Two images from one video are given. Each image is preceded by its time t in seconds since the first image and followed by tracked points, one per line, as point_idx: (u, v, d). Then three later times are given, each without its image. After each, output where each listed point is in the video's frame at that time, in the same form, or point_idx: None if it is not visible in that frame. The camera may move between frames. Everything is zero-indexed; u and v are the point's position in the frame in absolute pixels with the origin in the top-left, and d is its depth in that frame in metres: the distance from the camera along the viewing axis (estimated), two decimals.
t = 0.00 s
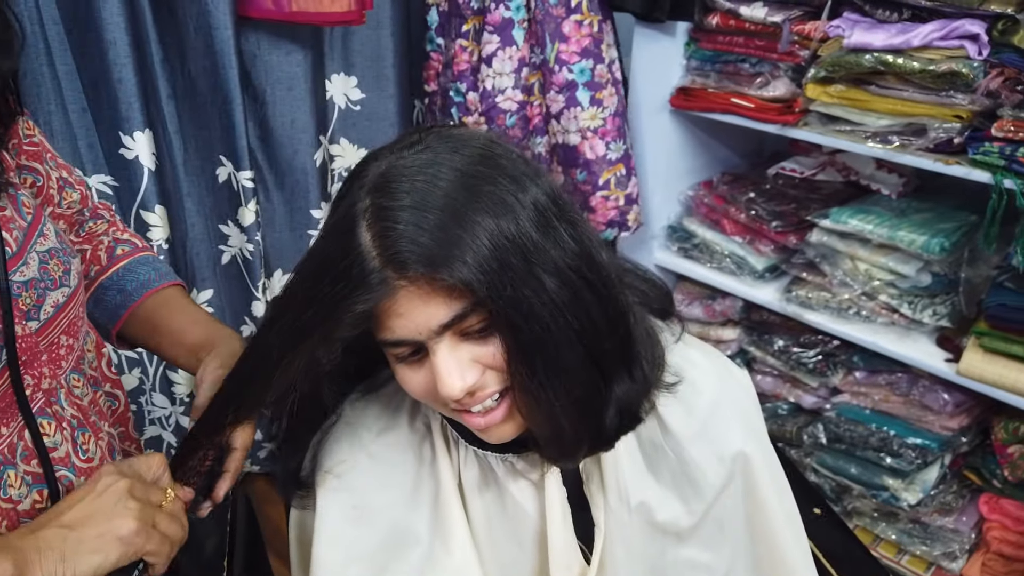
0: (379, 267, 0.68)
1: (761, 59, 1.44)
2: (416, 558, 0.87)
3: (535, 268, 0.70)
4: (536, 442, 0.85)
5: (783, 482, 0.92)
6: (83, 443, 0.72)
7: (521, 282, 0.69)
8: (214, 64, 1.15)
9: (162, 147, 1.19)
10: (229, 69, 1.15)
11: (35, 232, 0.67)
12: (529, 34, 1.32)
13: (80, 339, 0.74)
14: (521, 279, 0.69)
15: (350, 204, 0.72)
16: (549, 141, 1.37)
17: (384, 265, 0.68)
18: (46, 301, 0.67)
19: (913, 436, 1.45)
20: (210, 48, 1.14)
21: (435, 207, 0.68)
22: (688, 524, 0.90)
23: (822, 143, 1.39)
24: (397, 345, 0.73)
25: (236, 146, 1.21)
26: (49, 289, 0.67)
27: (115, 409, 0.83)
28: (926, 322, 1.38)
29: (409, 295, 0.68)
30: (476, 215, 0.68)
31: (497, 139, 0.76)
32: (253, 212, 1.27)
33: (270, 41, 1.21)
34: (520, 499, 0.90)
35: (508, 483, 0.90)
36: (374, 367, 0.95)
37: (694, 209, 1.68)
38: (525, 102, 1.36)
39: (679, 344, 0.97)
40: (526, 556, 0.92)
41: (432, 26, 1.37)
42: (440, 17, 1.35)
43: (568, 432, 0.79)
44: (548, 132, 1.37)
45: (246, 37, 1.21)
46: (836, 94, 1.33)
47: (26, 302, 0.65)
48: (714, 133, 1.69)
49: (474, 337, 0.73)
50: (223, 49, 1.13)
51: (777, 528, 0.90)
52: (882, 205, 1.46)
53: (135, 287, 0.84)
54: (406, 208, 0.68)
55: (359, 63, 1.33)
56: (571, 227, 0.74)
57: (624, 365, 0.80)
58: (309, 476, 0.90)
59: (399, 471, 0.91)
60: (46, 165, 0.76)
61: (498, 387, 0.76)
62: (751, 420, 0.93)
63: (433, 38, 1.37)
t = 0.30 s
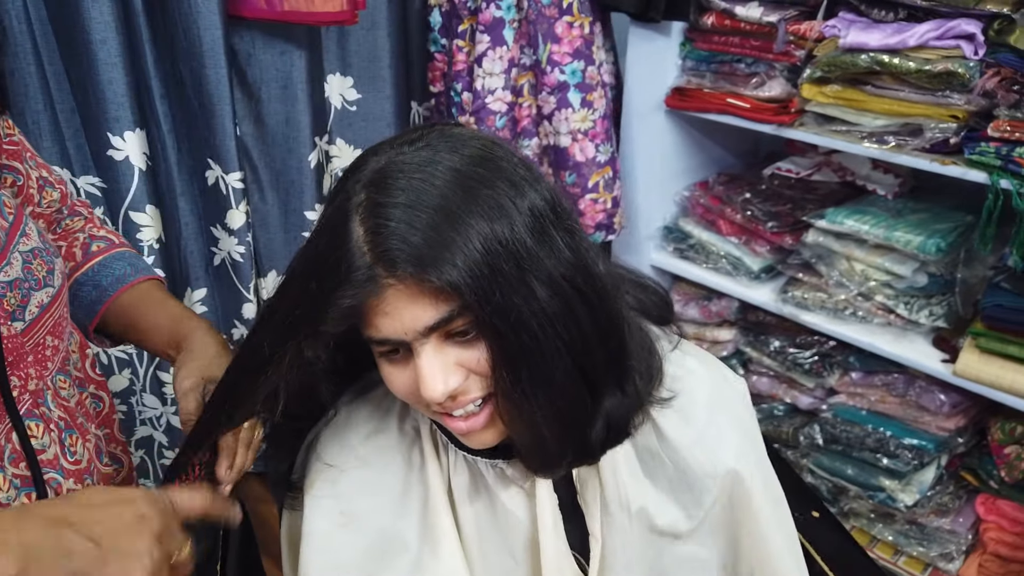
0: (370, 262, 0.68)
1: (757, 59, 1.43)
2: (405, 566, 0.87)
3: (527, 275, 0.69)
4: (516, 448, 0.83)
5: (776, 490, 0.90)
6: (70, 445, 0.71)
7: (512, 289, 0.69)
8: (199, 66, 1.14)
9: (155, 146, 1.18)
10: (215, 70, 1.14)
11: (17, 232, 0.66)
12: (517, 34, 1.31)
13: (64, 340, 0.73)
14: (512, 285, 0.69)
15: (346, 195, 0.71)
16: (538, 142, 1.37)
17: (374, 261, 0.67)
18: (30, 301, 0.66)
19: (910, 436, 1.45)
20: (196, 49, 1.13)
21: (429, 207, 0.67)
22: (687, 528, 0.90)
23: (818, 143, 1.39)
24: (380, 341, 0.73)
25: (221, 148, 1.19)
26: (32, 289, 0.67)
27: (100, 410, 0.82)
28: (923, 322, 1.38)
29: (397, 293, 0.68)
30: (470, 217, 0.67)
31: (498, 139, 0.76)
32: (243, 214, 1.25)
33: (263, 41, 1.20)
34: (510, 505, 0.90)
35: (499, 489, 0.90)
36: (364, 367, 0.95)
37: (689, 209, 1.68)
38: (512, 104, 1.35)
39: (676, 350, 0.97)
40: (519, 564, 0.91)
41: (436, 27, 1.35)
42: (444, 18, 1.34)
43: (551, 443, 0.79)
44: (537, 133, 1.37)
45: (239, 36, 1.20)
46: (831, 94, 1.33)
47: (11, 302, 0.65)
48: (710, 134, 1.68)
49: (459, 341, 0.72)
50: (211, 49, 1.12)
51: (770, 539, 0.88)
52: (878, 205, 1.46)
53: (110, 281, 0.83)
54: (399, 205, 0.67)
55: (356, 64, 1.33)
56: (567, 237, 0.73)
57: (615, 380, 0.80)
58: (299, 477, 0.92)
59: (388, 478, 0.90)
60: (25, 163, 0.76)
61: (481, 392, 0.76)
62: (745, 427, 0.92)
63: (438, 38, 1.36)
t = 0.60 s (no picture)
0: (358, 267, 0.67)
1: (751, 58, 1.43)
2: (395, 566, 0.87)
3: (516, 283, 0.69)
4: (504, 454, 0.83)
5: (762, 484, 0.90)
6: (58, 443, 0.71)
7: (502, 298, 0.69)
8: (197, 65, 1.14)
9: (151, 146, 1.18)
10: (212, 70, 1.13)
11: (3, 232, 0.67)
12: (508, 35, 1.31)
13: (49, 340, 0.74)
14: (500, 293, 0.69)
15: (337, 197, 0.71)
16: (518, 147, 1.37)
17: (363, 267, 0.67)
18: (17, 301, 0.67)
19: (905, 436, 1.45)
20: (193, 49, 1.13)
21: (418, 212, 0.67)
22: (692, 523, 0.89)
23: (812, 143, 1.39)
24: (368, 345, 0.73)
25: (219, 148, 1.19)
26: (20, 287, 0.68)
27: (89, 411, 0.83)
28: (917, 322, 1.37)
29: (385, 300, 0.68)
30: (460, 223, 0.67)
31: (491, 142, 0.75)
32: (240, 214, 1.24)
33: (257, 41, 1.20)
34: (501, 507, 0.90)
35: (489, 492, 0.90)
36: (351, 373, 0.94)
37: (684, 209, 1.68)
38: (503, 104, 1.35)
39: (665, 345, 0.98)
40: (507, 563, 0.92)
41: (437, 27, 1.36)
42: (445, 19, 1.34)
43: (538, 454, 0.78)
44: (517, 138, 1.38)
45: (232, 36, 1.19)
46: (826, 94, 1.33)
47: None
48: (705, 134, 1.68)
49: (448, 347, 0.72)
50: (207, 49, 1.12)
51: (762, 531, 0.87)
52: (873, 205, 1.46)
53: (96, 302, 0.85)
54: (389, 210, 0.67)
55: (352, 64, 1.33)
56: (558, 243, 0.73)
57: (604, 386, 0.80)
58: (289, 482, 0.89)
59: (376, 479, 0.90)
60: (5, 170, 0.74)
61: (468, 397, 0.75)
62: (729, 418, 0.93)
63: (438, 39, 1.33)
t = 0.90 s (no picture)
0: (352, 268, 0.69)
1: (744, 60, 1.44)
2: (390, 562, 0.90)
3: (507, 287, 0.70)
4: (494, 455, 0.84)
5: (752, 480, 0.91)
6: (51, 449, 0.75)
7: (491, 302, 0.70)
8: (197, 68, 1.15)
9: (145, 147, 1.19)
10: (211, 74, 1.14)
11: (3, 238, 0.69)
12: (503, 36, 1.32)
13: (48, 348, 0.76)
14: (491, 296, 0.70)
15: (333, 198, 0.72)
16: (514, 150, 1.38)
17: (356, 267, 0.68)
18: (13, 307, 0.69)
19: (897, 434, 1.46)
20: (193, 52, 1.14)
21: (412, 216, 0.68)
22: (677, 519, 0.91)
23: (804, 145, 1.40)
24: (360, 344, 0.74)
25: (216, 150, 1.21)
26: (15, 296, 0.69)
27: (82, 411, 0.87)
28: (909, 321, 1.39)
29: (377, 301, 0.69)
30: (453, 227, 0.68)
31: (485, 146, 0.76)
32: (236, 216, 1.25)
33: (253, 45, 1.21)
34: (493, 503, 0.92)
35: (481, 490, 0.92)
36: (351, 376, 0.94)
37: (679, 210, 1.69)
38: (498, 106, 1.36)
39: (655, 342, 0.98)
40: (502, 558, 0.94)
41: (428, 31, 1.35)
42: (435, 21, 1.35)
43: (524, 451, 0.80)
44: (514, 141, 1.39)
45: (228, 39, 1.20)
46: (817, 96, 1.34)
47: None
48: (700, 134, 1.69)
49: (438, 347, 0.73)
50: (204, 52, 1.13)
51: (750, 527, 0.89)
52: (865, 205, 1.47)
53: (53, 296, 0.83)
54: (384, 212, 0.68)
55: (348, 67, 1.34)
56: (550, 248, 0.74)
57: (591, 390, 0.81)
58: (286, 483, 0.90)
59: (371, 477, 0.92)
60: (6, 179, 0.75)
61: (458, 397, 0.76)
62: (719, 416, 0.93)
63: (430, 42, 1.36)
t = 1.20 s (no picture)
0: (372, 269, 0.69)
1: (737, 62, 1.45)
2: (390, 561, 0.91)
3: (522, 292, 0.72)
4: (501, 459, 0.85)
5: (747, 487, 0.93)
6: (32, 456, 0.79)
7: (508, 307, 0.71)
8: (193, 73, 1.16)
9: (142, 152, 1.19)
10: (206, 77, 1.15)
11: None
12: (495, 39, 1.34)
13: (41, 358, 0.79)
14: (507, 301, 0.71)
15: (351, 199, 0.73)
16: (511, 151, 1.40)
17: (376, 268, 0.69)
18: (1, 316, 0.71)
19: (889, 432, 1.47)
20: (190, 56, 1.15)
21: (433, 219, 0.69)
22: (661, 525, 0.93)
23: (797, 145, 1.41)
24: (373, 345, 0.74)
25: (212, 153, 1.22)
26: (4, 304, 0.71)
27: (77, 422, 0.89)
28: (900, 320, 1.40)
29: (394, 303, 0.69)
30: (473, 231, 0.69)
31: (499, 153, 0.78)
32: (233, 219, 1.26)
33: (249, 47, 1.22)
34: (494, 505, 0.93)
35: (484, 492, 0.93)
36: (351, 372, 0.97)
37: (673, 210, 1.70)
38: (490, 108, 1.37)
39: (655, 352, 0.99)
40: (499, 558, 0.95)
41: (414, 32, 1.35)
42: (422, 22, 1.35)
43: (533, 457, 0.81)
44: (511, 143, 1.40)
45: (225, 42, 1.21)
46: (809, 97, 1.35)
47: None
48: (693, 135, 1.70)
49: (451, 349, 0.74)
50: (201, 55, 1.14)
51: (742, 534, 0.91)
52: (857, 205, 1.49)
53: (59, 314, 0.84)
54: (404, 214, 0.69)
55: (344, 70, 1.35)
56: (562, 257, 0.75)
57: (597, 396, 0.82)
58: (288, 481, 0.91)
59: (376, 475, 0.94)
60: (12, 187, 0.75)
61: (469, 398, 0.77)
62: (717, 426, 0.95)
63: (415, 43, 1.36)
